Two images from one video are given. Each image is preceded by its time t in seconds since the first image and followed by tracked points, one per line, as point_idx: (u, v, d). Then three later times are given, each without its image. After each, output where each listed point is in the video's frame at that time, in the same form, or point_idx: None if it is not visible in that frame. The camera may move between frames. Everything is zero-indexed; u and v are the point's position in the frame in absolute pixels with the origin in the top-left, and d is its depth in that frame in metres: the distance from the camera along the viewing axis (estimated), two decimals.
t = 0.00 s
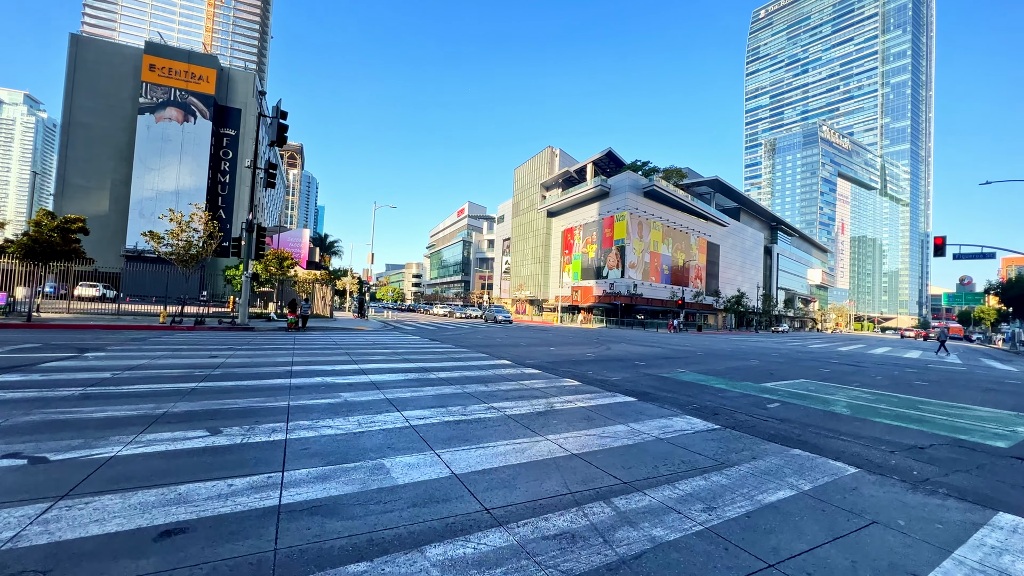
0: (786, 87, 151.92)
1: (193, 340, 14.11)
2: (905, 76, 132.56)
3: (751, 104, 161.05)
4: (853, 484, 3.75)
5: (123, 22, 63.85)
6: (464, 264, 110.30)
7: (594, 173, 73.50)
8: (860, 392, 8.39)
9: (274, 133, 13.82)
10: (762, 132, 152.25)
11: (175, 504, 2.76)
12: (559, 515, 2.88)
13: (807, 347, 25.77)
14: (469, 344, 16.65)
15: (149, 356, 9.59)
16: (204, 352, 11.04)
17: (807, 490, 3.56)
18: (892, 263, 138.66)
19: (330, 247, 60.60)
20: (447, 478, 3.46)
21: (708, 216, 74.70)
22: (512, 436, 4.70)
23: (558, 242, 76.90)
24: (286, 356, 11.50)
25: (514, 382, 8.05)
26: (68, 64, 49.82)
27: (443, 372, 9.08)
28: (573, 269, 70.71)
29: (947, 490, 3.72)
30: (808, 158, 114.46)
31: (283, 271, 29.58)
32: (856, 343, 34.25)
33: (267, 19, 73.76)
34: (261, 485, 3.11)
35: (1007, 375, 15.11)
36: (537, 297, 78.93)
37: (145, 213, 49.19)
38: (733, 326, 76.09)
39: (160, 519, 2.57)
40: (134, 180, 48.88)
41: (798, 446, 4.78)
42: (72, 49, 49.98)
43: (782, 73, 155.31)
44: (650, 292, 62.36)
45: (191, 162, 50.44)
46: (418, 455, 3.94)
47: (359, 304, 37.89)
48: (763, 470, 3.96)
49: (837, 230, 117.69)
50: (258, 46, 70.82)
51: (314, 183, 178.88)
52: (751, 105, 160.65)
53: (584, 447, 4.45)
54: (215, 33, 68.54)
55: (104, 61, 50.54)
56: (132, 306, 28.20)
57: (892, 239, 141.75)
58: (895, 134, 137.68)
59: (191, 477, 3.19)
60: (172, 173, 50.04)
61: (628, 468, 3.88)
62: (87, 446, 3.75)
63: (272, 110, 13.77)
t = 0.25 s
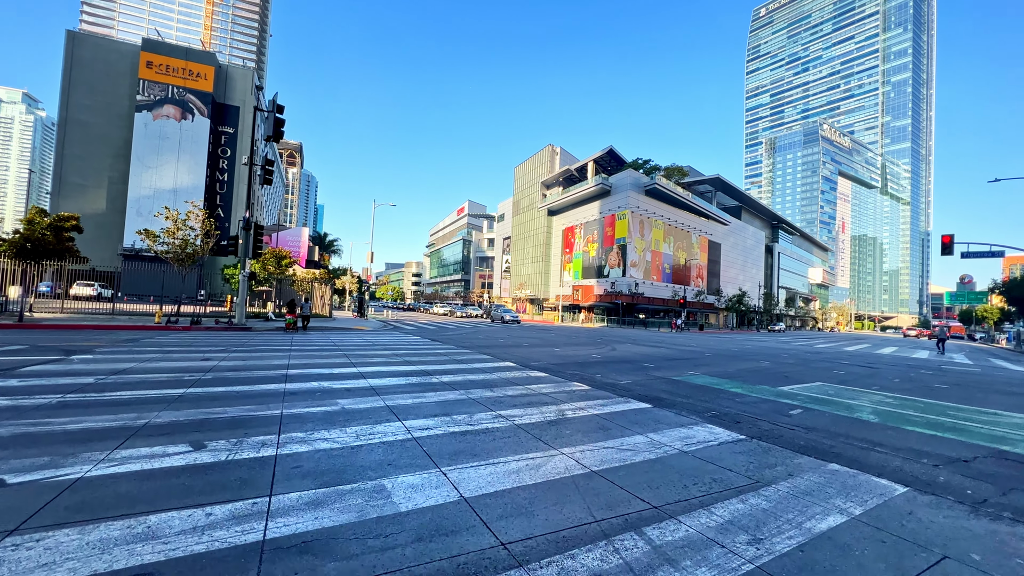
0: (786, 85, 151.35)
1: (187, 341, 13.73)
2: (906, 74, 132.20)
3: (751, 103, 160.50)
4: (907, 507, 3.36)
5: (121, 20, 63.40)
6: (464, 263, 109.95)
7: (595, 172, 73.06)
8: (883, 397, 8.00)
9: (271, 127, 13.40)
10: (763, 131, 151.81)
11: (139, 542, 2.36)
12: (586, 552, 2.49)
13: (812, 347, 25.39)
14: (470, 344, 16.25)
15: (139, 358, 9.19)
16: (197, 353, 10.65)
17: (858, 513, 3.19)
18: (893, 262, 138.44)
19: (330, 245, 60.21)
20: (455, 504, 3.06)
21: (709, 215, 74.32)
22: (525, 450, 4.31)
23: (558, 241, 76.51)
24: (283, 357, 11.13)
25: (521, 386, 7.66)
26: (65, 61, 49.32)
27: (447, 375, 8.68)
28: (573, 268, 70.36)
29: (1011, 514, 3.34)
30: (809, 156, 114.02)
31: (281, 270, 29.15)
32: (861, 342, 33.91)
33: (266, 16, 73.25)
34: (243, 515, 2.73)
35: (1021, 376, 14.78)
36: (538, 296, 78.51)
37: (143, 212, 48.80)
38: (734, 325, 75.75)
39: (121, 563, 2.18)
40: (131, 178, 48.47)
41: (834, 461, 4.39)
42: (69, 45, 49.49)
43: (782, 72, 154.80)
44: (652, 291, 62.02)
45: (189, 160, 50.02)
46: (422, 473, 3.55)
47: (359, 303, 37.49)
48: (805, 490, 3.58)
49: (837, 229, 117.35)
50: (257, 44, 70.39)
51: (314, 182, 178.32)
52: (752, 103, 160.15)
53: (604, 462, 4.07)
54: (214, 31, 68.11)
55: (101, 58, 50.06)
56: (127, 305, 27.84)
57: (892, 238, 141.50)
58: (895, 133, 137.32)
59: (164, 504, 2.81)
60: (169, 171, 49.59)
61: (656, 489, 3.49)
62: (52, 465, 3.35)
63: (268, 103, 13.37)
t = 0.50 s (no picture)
0: (787, 84, 150.70)
1: (181, 340, 13.41)
2: (907, 73, 131.80)
3: (752, 101, 159.84)
4: (959, 526, 3.04)
5: (121, 18, 63.12)
6: (465, 262, 109.70)
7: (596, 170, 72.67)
8: (903, 399, 7.66)
9: (267, 121, 13.08)
10: (764, 129, 151.26)
11: (94, 575, 2.04)
12: None
13: (817, 346, 25.08)
14: (471, 343, 15.92)
15: (129, 358, 8.84)
16: (190, 352, 10.33)
17: (910, 533, 2.87)
18: (894, 260, 138.18)
19: (329, 244, 59.90)
20: (460, 522, 2.74)
21: (710, 213, 73.94)
22: (534, 458, 3.99)
23: (559, 240, 76.20)
24: (282, 356, 10.83)
25: (527, 387, 7.33)
26: (62, 58, 48.93)
27: (449, 376, 8.34)
28: (574, 267, 70.03)
29: None
30: (810, 155, 113.65)
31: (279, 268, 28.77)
32: (865, 341, 33.61)
33: (265, 14, 72.84)
34: (220, 539, 2.39)
35: None
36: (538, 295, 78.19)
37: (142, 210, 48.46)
38: (735, 324, 75.54)
39: None
40: (129, 176, 48.14)
41: (868, 470, 4.06)
42: (66, 43, 49.09)
43: (783, 70, 154.12)
44: (653, 290, 61.73)
45: (187, 158, 49.68)
46: (424, 486, 3.22)
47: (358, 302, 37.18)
48: (843, 504, 3.25)
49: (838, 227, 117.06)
50: (256, 42, 70.04)
51: (313, 181, 177.95)
52: (753, 102, 159.54)
53: (621, 472, 3.74)
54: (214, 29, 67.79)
55: (98, 55, 49.64)
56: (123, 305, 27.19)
57: (893, 237, 141.17)
58: (897, 131, 136.91)
59: (131, 526, 2.48)
60: (168, 169, 49.22)
61: (683, 506, 3.14)
62: (14, 479, 3.03)
63: (265, 97, 13.07)
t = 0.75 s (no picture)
0: (788, 82, 149.90)
1: (176, 342, 13.02)
2: (909, 71, 131.18)
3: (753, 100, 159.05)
4: None
5: (120, 17, 62.75)
6: (465, 261, 109.31)
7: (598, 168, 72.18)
8: (934, 406, 7.23)
9: (263, 115, 12.67)
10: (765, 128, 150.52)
11: None
12: None
13: (825, 347, 24.68)
14: (475, 344, 15.52)
15: (118, 362, 8.43)
16: (184, 355, 9.94)
17: None
18: (895, 259, 137.74)
19: (329, 243, 59.50)
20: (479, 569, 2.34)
21: (713, 212, 73.46)
22: (554, 482, 3.58)
23: (560, 239, 75.76)
24: (279, 359, 10.43)
25: (536, 395, 6.94)
26: (59, 56, 48.49)
27: (454, 381, 7.94)
28: (575, 266, 69.62)
29: None
30: (812, 153, 113.09)
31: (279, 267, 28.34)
32: (871, 341, 33.18)
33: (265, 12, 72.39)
34: None
35: None
36: (539, 294, 77.79)
37: (140, 208, 48.06)
38: (737, 323, 75.15)
39: None
40: (128, 174, 47.77)
41: (922, 493, 3.66)
42: (63, 40, 48.64)
43: (784, 68, 153.38)
44: (655, 289, 61.34)
45: (186, 156, 49.29)
46: (431, 521, 2.82)
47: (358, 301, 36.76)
48: (911, 540, 2.85)
49: (839, 226, 116.61)
50: (256, 40, 69.60)
51: (313, 180, 177.45)
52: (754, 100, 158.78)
53: (650, 499, 3.35)
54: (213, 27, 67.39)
55: (96, 52, 49.19)
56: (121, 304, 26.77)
57: (895, 236, 140.72)
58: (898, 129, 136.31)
59: None
60: (166, 167, 48.78)
61: (729, 545, 2.74)
62: None
63: (262, 92, 12.68)
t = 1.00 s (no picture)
0: (790, 80, 149.35)
1: (172, 342, 12.66)
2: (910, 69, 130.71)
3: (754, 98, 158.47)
4: None
5: (120, 15, 62.47)
6: (466, 260, 109.06)
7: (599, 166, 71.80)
8: (965, 410, 6.88)
9: (262, 109, 12.34)
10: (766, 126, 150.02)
11: None
12: None
13: (832, 346, 24.32)
14: (478, 344, 15.17)
15: (108, 363, 8.05)
16: (179, 355, 9.59)
17: None
18: (897, 258, 137.42)
19: (330, 242, 59.16)
20: None
21: (714, 210, 73.11)
22: (575, 497, 3.26)
23: (561, 237, 75.43)
24: (277, 359, 10.09)
25: (548, 398, 6.62)
26: (57, 53, 48.08)
27: (461, 382, 7.58)
28: (577, 264, 69.29)
29: None
30: (813, 152, 112.65)
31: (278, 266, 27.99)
32: (877, 340, 32.82)
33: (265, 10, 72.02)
34: None
35: None
36: (540, 293, 77.48)
37: (139, 207, 47.71)
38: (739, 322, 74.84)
39: None
40: (127, 172, 47.48)
41: (982, 510, 3.32)
42: (61, 37, 48.23)
43: (785, 66, 152.79)
44: (657, 288, 61.04)
45: (185, 155, 48.99)
46: (443, 545, 2.49)
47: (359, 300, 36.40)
48: (984, 569, 2.53)
49: (841, 225, 116.26)
50: (256, 38, 69.24)
51: (313, 179, 177.01)
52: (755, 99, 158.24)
53: (687, 520, 2.97)
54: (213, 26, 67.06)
55: (94, 50, 48.78)
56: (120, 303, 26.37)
57: (896, 234, 140.39)
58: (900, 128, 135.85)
59: None
60: (165, 165, 48.43)
61: None
62: None
63: (261, 84, 12.34)
